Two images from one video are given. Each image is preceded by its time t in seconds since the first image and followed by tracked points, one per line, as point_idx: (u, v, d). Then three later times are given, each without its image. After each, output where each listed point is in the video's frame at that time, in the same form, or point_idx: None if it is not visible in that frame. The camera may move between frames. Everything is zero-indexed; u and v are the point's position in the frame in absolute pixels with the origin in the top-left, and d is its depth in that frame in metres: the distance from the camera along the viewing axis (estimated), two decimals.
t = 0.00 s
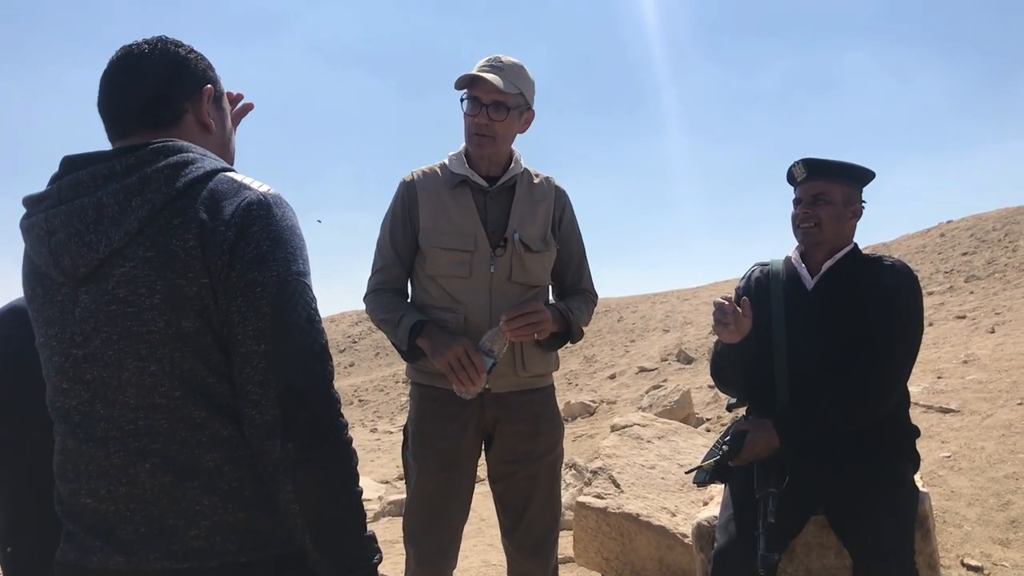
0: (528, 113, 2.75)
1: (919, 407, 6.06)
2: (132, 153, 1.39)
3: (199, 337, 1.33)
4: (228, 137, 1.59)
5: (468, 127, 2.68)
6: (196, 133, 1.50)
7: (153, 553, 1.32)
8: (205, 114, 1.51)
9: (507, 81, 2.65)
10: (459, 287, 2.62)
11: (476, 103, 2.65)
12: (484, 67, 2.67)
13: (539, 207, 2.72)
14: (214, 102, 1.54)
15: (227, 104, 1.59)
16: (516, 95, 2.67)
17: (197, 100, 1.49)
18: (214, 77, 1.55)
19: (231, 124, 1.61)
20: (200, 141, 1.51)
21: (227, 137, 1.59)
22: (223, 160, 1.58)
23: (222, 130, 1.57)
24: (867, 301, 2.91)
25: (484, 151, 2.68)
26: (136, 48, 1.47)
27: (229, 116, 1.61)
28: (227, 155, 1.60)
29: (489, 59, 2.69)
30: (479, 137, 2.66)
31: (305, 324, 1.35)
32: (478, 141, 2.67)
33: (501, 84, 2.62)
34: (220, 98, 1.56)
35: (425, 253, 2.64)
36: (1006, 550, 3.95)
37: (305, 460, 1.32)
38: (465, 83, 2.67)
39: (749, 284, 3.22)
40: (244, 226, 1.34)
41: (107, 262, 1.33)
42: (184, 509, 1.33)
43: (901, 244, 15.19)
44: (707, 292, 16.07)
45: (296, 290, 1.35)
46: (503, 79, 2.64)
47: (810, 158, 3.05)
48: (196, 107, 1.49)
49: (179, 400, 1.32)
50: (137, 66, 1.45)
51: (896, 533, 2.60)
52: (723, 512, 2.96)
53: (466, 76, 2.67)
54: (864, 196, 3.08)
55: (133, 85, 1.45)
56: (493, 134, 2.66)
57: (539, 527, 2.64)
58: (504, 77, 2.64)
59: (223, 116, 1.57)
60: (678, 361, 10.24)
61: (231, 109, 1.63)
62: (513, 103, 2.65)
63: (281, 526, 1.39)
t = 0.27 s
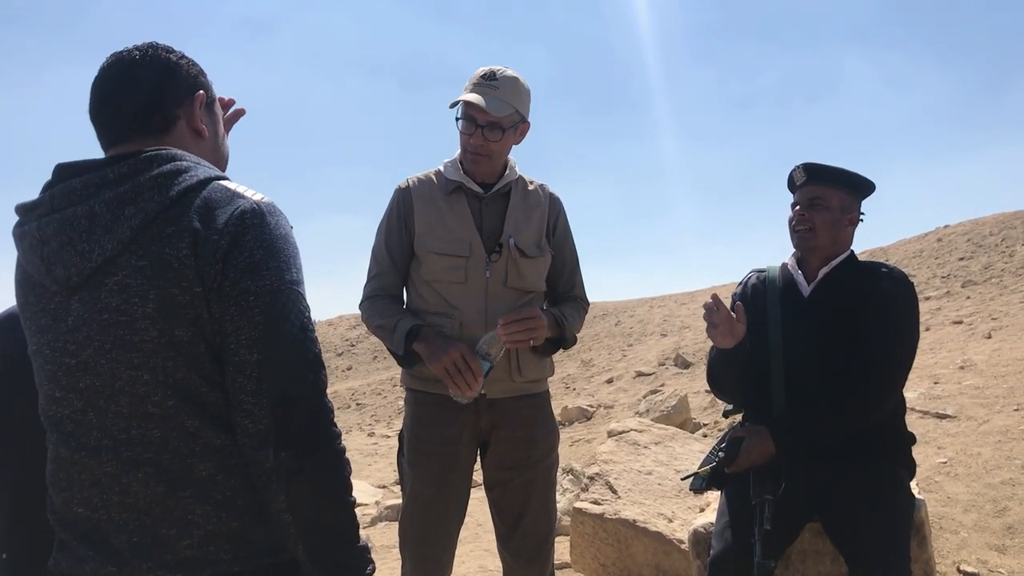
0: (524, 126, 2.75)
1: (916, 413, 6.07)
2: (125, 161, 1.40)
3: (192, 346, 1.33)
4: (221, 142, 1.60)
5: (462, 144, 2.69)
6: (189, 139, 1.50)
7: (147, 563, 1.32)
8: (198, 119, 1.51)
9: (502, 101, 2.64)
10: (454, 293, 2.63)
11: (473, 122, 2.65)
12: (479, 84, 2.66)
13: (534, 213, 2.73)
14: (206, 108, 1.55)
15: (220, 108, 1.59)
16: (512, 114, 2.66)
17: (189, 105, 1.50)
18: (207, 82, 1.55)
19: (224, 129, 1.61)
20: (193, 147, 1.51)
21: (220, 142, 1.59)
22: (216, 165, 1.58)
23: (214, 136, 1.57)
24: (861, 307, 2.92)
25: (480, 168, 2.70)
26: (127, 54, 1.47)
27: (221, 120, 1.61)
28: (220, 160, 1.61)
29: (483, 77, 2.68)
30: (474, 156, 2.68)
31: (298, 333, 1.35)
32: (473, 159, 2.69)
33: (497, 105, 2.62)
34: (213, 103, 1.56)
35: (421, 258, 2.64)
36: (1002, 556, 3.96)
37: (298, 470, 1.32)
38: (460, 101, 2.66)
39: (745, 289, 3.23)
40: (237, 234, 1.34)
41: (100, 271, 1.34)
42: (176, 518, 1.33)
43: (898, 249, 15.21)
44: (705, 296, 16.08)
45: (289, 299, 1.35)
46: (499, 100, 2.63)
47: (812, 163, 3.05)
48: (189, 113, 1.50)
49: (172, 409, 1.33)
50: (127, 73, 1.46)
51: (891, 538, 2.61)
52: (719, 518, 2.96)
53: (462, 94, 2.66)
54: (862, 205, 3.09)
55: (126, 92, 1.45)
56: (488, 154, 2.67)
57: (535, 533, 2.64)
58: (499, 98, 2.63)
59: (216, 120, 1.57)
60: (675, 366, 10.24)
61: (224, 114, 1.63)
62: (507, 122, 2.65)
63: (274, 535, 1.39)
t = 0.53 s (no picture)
0: (524, 138, 2.73)
1: (915, 418, 6.06)
2: (118, 164, 1.39)
3: (184, 351, 1.32)
4: (215, 144, 1.59)
5: (462, 153, 2.68)
6: (183, 141, 1.50)
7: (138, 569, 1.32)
8: (191, 122, 1.50)
9: (505, 114, 2.63)
10: (452, 298, 2.62)
11: (475, 133, 2.63)
12: (482, 94, 2.65)
13: (532, 218, 2.73)
14: (199, 110, 1.54)
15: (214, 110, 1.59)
16: (514, 127, 2.65)
17: (182, 107, 1.49)
18: (200, 83, 1.54)
19: (217, 130, 1.61)
20: (186, 149, 1.51)
21: (213, 143, 1.58)
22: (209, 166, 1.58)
23: (208, 137, 1.56)
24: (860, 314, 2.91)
25: (478, 178, 2.69)
26: (120, 54, 1.46)
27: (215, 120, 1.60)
28: (214, 162, 1.60)
29: (486, 86, 2.66)
30: (474, 166, 2.67)
31: (291, 338, 1.34)
32: (473, 169, 2.68)
33: (499, 118, 2.60)
34: (206, 104, 1.56)
35: (418, 264, 2.64)
36: (1001, 563, 3.94)
37: (292, 476, 1.31)
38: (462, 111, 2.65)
39: (745, 296, 3.23)
40: (230, 239, 1.34)
41: (92, 274, 1.33)
42: (168, 525, 1.33)
43: (898, 254, 15.20)
44: (705, 301, 16.07)
45: (283, 305, 1.35)
46: (502, 114, 2.62)
47: (809, 170, 3.06)
48: (182, 115, 1.49)
49: (164, 414, 1.32)
50: (119, 74, 1.45)
51: (890, 546, 2.61)
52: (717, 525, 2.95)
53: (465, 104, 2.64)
54: (861, 211, 3.08)
55: (119, 94, 1.45)
56: (488, 164, 2.67)
57: (531, 539, 2.64)
58: (502, 110, 2.62)
59: (209, 121, 1.57)
60: (675, 370, 10.22)
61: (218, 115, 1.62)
62: (509, 135, 2.64)
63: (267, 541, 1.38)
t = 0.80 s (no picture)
0: (524, 131, 2.75)
1: (914, 420, 6.06)
2: (114, 159, 1.39)
3: (177, 346, 1.32)
4: (211, 138, 1.60)
5: (464, 139, 2.68)
6: (178, 137, 1.51)
7: (128, 566, 1.32)
8: (186, 116, 1.51)
9: (510, 100, 2.64)
10: (449, 296, 2.62)
11: (479, 117, 2.64)
12: (485, 82, 2.67)
13: (529, 218, 2.73)
14: (194, 104, 1.54)
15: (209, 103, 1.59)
16: (517, 115, 2.67)
17: (177, 101, 1.49)
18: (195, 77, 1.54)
19: (213, 123, 1.61)
20: (181, 144, 1.51)
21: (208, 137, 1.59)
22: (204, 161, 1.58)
23: (203, 131, 1.57)
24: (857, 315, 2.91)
25: (479, 165, 2.69)
26: (117, 49, 1.46)
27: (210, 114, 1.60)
28: (210, 157, 1.61)
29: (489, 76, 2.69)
30: (476, 151, 2.67)
31: (285, 335, 1.35)
32: (474, 155, 2.67)
33: (505, 102, 2.62)
34: (202, 99, 1.56)
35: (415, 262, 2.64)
36: (999, 565, 3.95)
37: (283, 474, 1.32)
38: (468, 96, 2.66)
39: (743, 297, 3.23)
40: (224, 235, 1.34)
41: (86, 269, 1.33)
42: (158, 521, 1.33)
43: (898, 257, 15.20)
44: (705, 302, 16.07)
45: (277, 301, 1.35)
46: (508, 98, 2.64)
47: (804, 171, 3.06)
48: (177, 109, 1.49)
49: (156, 409, 1.32)
50: (112, 68, 1.45)
51: (888, 545, 2.60)
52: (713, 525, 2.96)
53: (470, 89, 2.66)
54: (859, 211, 3.09)
55: (114, 89, 1.45)
56: (490, 151, 2.67)
57: (528, 537, 2.64)
58: (507, 97, 2.64)
59: (204, 115, 1.57)
60: (675, 371, 10.22)
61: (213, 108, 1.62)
62: (513, 122, 2.65)
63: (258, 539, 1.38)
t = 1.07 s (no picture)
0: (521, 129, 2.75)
1: (913, 419, 6.05)
2: (107, 154, 1.38)
3: (169, 343, 1.31)
4: (204, 132, 1.57)
5: (463, 142, 2.66)
6: (167, 130, 1.48)
7: (119, 566, 1.31)
8: (176, 108, 1.49)
9: (508, 102, 2.63)
10: (447, 294, 2.60)
11: (478, 121, 2.62)
12: (480, 84, 2.65)
13: (526, 216, 2.72)
14: (188, 97, 1.52)
15: (204, 96, 1.57)
16: (516, 116, 2.66)
17: (167, 93, 1.48)
18: (189, 70, 1.53)
19: (208, 116, 1.59)
20: (170, 138, 1.49)
21: (202, 129, 1.57)
22: (197, 155, 1.56)
23: (196, 124, 1.54)
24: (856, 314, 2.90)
25: (479, 167, 2.68)
26: (110, 43, 1.46)
27: (205, 107, 1.58)
28: (203, 152, 1.59)
29: (483, 78, 2.67)
30: (476, 154, 2.65)
31: (279, 332, 1.34)
32: (474, 158, 2.66)
33: (504, 104, 2.61)
34: (196, 91, 1.54)
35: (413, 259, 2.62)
36: (998, 564, 3.94)
37: (278, 472, 1.31)
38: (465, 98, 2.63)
39: (743, 295, 3.22)
40: (217, 230, 1.33)
41: (77, 265, 1.32)
42: (149, 520, 1.32)
43: (897, 256, 15.19)
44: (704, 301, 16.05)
45: (271, 299, 1.34)
46: (506, 100, 2.63)
47: (803, 169, 3.05)
48: (167, 100, 1.47)
49: (147, 406, 1.31)
50: (108, 63, 1.44)
51: (888, 542, 2.59)
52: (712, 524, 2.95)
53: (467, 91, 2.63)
54: (859, 208, 3.07)
55: (107, 83, 1.44)
56: (490, 153, 2.66)
57: (526, 535, 2.62)
58: (506, 98, 2.63)
59: (199, 107, 1.55)
60: (674, 370, 10.21)
61: (209, 101, 1.60)
62: (511, 123, 2.65)
63: (250, 538, 1.37)
